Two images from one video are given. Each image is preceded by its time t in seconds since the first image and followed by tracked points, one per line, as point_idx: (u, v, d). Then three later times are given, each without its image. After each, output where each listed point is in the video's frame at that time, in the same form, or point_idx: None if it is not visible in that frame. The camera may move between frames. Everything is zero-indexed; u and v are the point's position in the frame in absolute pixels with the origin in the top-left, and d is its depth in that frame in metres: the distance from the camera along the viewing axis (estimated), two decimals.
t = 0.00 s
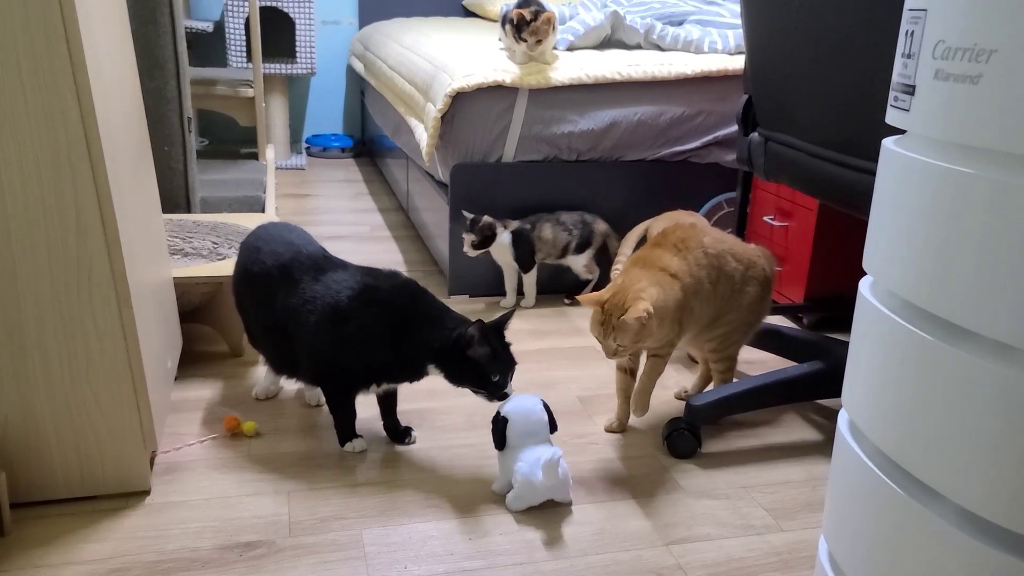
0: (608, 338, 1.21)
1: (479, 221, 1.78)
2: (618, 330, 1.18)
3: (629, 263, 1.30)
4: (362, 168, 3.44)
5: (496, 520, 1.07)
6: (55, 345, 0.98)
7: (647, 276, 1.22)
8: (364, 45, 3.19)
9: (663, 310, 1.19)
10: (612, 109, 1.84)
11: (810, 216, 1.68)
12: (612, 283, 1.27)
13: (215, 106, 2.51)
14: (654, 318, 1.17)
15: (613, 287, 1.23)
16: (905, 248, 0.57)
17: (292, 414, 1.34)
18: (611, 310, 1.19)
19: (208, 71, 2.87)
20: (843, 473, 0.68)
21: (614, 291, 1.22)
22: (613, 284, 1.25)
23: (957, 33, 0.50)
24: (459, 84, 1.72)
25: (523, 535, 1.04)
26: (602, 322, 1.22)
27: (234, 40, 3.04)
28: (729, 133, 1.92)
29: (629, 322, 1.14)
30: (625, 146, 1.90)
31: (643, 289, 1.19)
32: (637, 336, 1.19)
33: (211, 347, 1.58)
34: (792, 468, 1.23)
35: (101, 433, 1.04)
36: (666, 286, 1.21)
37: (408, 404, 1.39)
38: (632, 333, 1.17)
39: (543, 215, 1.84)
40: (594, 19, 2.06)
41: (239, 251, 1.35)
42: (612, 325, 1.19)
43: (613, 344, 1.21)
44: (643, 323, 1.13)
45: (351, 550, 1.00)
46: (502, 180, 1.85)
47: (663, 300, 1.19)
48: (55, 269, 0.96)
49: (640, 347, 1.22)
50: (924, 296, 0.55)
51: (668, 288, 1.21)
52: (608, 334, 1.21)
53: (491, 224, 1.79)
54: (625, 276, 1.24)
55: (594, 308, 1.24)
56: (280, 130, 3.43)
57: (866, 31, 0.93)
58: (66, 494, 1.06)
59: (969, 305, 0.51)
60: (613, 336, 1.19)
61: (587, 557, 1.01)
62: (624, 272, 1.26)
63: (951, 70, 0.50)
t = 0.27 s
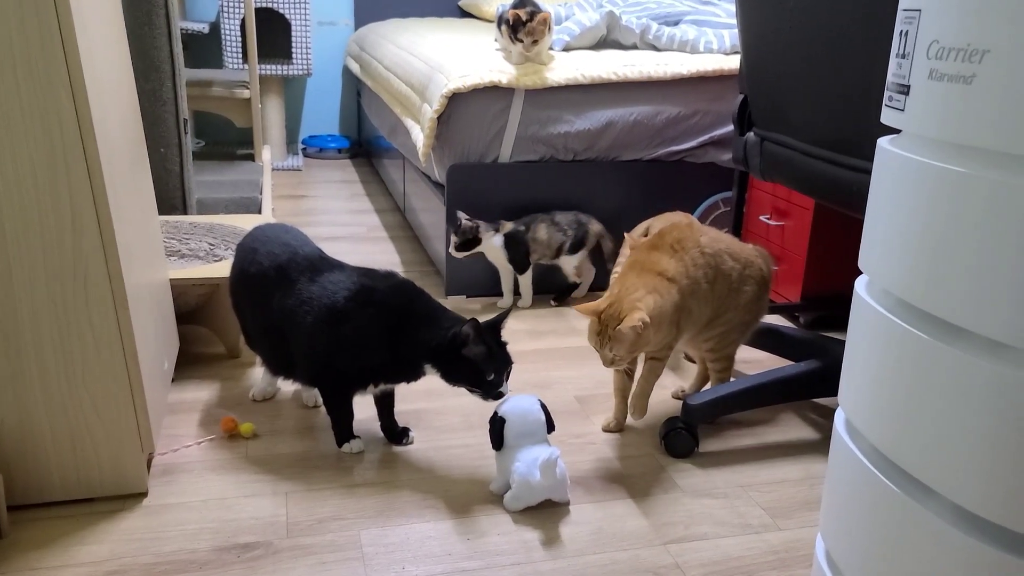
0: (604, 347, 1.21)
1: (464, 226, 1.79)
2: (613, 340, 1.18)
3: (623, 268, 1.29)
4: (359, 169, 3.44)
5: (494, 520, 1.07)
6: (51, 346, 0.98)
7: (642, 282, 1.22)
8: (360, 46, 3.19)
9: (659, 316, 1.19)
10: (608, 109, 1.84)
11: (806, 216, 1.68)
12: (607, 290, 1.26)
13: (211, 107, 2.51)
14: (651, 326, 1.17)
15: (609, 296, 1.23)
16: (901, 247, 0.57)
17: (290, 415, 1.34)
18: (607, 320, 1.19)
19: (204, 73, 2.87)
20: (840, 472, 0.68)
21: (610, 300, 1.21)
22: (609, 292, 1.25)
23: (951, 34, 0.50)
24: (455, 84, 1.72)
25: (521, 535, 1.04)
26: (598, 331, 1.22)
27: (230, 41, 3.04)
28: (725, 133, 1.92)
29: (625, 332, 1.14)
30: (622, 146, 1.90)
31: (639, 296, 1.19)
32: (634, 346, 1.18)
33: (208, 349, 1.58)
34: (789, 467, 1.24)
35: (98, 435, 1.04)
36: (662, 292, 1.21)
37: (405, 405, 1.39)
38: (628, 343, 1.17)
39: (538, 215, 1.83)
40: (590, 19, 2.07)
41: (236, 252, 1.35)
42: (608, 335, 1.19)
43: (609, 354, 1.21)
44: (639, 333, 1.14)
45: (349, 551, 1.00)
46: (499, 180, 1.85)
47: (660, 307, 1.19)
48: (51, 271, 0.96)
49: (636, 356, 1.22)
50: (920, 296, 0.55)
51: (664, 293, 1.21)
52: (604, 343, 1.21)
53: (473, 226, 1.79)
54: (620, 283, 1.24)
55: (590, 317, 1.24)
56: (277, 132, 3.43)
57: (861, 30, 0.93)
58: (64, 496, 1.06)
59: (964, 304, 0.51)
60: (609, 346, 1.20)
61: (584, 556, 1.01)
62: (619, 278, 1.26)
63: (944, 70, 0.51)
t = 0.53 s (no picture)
0: (601, 352, 1.21)
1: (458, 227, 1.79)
2: (610, 344, 1.18)
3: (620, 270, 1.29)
4: (356, 168, 3.44)
5: (493, 519, 1.07)
6: (50, 345, 0.98)
7: (640, 283, 1.22)
8: (357, 46, 3.19)
9: (657, 318, 1.19)
10: (606, 108, 1.84)
11: (804, 214, 1.68)
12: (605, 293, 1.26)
13: (209, 107, 2.51)
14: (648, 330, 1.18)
15: (607, 300, 1.23)
16: (899, 244, 0.57)
17: (288, 415, 1.34)
18: (604, 324, 1.19)
19: (201, 72, 2.87)
20: (839, 468, 0.68)
21: (607, 303, 1.22)
22: (606, 296, 1.25)
23: (950, 30, 0.50)
24: (453, 83, 1.71)
25: (521, 534, 1.04)
26: (595, 335, 1.21)
27: (227, 41, 3.04)
28: (723, 131, 1.92)
29: (622, 336, 1.14)
30: (620, 144, 1.90)
31: (636, 299, 1.19)
32: (630, 350, 1.18)
33: (206, 348, 1.58)
34: (788, 465, 1.24)
35: (96, 434, 1.04)
36: (660, 293, 1.21)
37: (404, 404, 1.39)
38: (624, 347, 1.17)
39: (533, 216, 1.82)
40: (588, 18, 2.07)
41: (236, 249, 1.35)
42: (605, 339, 1.19)
43: (606, 358, 1.21)
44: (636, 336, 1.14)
45: (349, 549, 1.00)
46: (498, 179, 1.85)
47: (657, 309, 1.19)
48: (49, 270, 0.95)
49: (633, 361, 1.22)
50: (918, 292, 0.55)
51: (662, 295, 1.21)
52: (600, 348, 1.21)
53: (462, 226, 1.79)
54: (617, 285, 1.24)
55: (587, 320, 1.24)
56: (274, 131, 3.42)
57: (859, 28, 0.93)
58: (62, 496, 1.06)
59: (962, 301, 0.51)
60: (606, 351, 1.20)
61: (584, 554, 1.01)
62: (617, 280, 1.26)
63: (943, 66, 0.51)
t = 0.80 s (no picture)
0: (597, 366, 1.20)
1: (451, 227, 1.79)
2: (607, 358, 1.18)
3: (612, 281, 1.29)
4: (353, 168, 3.44)
5: (490, 519, 1.07)
6: (45, 345, 0.98)
7: (632, 292, 1.21)
8: (354, 46, 3.19)
9: (650, 326, 1.19)
10: (603, 108, 1.84)
11: (800, 214, 1.69)
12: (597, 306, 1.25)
13: (204, 107, 2.50)
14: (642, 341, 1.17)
15: (600, 313, 1.22)
16: (895, 244, 0.57)
17: (285, 415, 1.33)
18: (598, 340, 1.18)
19: (197, 72, 2.86)
20: (835, 467, 0.68)
21: (600, 316, 1.21)
22: (599, 309, 1.24)
23: (946, 30, 0.50)
24: (449, 83, 1.71)
25: (518, 534, 1.04)
26: (591, 349, 1.20)
27: (223, 41, 3.03)
28: (719, 132, 1.92)
29: (618, 349, 1.14)
30: (616, 145, 1.90)
31: (629, 310, 1.19)
32: (626, 362, 1.18)
33: (202, 349, 1.57)
34: (784, 464, 1.24)
35: (92, 435, 1.03)
36: (652, 301, 1.20)
37: (401, 404, 1.38)
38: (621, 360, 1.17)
39: (528, 217, 1.83)
40: (584, 18, 2.07)
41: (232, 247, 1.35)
42: (601, 353, 1.18)
43: (602, 372, 1.21)
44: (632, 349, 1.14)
45: (346, 550, 1.00)
46: (494, 179, 1.85)
47: (650, 317, 1.19)
48: (45, 271, 0.95)
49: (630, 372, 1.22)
50: (914, 292, 0.56)
51: (655, 301, 1.21)
52: (597, 362, 1.20)
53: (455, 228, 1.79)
54: (609, 297, 1.23)
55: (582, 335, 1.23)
56: (270, 131, 3.42)
57: (855, 28, 0.94)
58: (58, 496, 1.06)
59: (959, 300, 0.51)
60: (602, 364, 1.19)
61: (581, 554, 1.01)
62: (608, 292, 1.25)
63: (939, 66, 0.51)
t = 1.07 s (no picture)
0: (597, 381, 1.21)
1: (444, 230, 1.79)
2: (608, 373, 1.19)
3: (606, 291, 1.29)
4: (350, 168, 3.43)
5: (487, 519, 1.07)
6: (42, 345, 0.98)
7: (627, 304, 1.21)
8: (350, 46, 3.18)
9: (646, 335, 1.20)
10: (600, 108, 1.84)
11: (797, 214, 1.69)
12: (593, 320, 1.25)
13: (201, 107, 2.50)
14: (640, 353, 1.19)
15: (596, 328, 1.22)
16: (892, 243, 0.58)
17: (282, 415, 1.33)
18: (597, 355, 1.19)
19: (194, 72, 2.86)
20: (832, 467, 0.69)
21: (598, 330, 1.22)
22: (595, 325, 1.24)
23: (942, 30, 0.50)
24: (446, 83, 1.71)
25: (515, 534, 1.04)
26: (590, 364, 1.20)
27: (219, 41, 3.03)
28: (715, 132, 1.93)
29: (620, 363, 1.15)
30: (612, 145, 1.90)
31: (625, 322, 1.20)
32: (626, 376, 1.20)
33: (199, 349, 1.57)
34: (781, 464, 1.24)
35: (88, 435, 1.03)
36: (647, 310, 1.21)
37: (398, 404, 1.38)
38: (621, 374, 1.18)
39: (523, 219, 1.83)
40: (581, 18, 2.07)
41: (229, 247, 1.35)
42: (602, 367, 1.19)
43: (602, 387, 1.22)
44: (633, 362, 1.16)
45: (343, 550, 1.00)
46: (492, 180, 1.85)
47: (645, 328, 1.20)
48: (41, 271, 0.95)
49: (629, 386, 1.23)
50: (911, 291, 0.56)
51: (649, 309, 1.21)
52: (597, 377, 1.20)
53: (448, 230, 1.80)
54: (603, 312, 1.23)
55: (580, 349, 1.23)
56: (267, 131, 3.41)
57: (851, 28, 0.94)
58: (55, 497, 1.06)
59: (956, 299, 0.51)
60: (602, 379, 1.20)
61: (578, 554, 1.01)
62: (602, 305, 1.25)
63: (935, 66, 0.51)
